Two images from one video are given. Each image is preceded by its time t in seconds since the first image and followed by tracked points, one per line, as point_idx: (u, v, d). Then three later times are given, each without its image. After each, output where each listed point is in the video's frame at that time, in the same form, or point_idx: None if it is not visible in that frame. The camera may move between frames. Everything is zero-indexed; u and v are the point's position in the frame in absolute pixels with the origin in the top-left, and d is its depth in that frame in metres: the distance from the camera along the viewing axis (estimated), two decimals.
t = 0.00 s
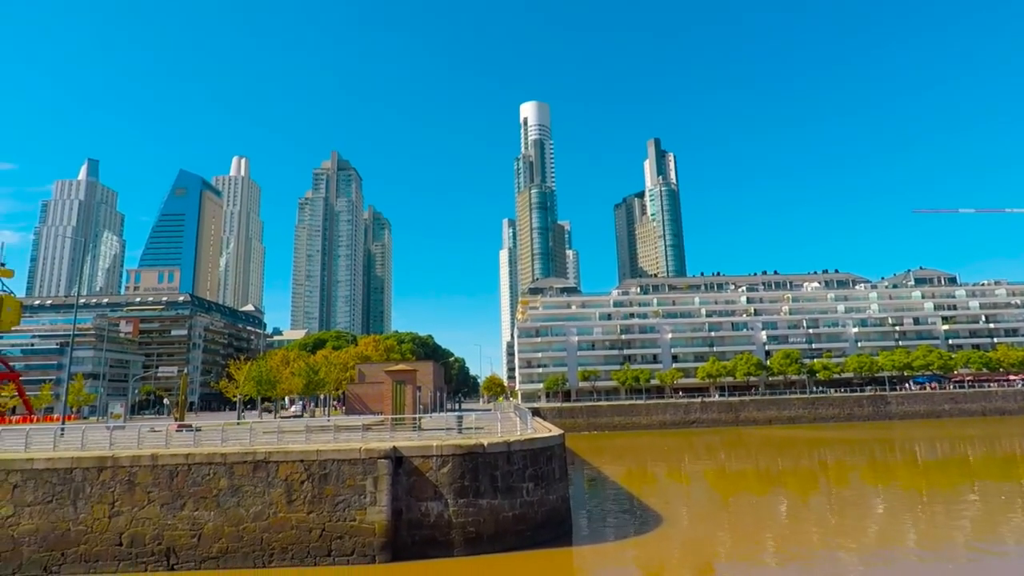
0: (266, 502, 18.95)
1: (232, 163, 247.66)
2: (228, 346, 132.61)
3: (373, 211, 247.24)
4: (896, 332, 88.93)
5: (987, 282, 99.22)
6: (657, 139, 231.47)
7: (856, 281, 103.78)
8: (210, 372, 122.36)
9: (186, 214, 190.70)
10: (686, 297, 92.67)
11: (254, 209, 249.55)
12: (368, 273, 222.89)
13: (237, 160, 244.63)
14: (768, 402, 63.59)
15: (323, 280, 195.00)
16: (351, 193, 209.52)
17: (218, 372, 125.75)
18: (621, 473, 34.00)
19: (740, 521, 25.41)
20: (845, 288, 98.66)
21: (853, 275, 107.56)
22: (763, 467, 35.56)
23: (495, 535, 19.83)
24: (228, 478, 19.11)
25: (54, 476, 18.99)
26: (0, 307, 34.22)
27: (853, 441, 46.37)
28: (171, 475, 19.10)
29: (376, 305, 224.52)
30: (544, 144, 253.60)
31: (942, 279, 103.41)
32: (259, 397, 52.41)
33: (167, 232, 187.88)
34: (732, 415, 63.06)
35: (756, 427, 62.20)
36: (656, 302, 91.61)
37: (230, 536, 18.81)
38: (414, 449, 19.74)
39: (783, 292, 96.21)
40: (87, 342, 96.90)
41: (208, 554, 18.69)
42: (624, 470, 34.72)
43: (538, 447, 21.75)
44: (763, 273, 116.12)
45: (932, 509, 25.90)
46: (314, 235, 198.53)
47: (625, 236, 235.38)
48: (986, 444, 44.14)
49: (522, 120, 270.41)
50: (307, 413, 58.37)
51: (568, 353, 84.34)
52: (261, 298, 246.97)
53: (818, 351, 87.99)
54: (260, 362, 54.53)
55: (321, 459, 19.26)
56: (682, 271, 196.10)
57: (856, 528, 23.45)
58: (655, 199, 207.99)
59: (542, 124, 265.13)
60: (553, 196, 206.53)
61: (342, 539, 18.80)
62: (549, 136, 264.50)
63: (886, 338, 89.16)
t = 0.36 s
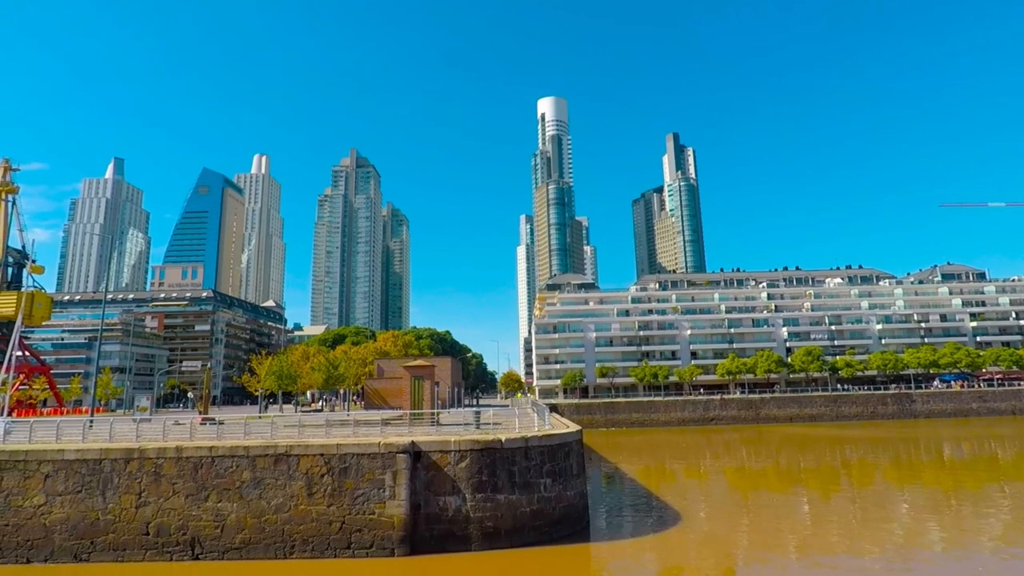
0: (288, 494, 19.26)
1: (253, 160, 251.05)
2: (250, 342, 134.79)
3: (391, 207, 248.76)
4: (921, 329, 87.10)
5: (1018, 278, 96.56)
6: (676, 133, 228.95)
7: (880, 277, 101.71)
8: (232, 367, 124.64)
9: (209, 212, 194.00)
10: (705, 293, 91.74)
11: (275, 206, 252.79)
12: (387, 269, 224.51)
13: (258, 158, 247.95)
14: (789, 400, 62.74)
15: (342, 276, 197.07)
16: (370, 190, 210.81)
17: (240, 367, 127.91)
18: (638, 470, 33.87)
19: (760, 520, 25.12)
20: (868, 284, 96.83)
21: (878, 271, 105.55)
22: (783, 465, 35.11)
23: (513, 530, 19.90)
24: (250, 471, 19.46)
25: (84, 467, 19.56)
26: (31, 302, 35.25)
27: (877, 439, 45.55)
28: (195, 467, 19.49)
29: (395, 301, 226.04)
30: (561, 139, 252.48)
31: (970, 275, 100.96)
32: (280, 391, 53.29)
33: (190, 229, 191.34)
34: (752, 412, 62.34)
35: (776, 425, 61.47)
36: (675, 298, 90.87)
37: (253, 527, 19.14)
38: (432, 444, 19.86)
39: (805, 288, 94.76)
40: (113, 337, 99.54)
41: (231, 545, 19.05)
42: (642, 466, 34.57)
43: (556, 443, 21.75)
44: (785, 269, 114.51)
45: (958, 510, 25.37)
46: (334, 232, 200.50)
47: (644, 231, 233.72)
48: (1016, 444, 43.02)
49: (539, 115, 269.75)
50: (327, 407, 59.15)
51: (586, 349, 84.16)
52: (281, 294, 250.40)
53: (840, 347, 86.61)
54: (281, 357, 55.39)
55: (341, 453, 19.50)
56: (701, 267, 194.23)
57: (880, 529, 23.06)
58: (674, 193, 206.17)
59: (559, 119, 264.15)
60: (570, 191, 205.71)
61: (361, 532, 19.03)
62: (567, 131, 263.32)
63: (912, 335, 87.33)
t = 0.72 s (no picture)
0: (309, 489, 19.51)
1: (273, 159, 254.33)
2: (272, 338, 136.82)
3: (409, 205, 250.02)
4: (949, 325, 84.72)
5: None
6: (696, 128, 226.06)
7: (906, 272, 99.48)
8: (255, 362, 126.64)
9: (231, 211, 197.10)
10: (725, 289, 90.71)
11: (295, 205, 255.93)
12: (405, 266, 225.81)
13: (279, 157, 251.07)
14: (812, 398, 61.78)
15: (361, 273, 198.77)
16: (388, 188, 212.22)
17: (263, 363, 129.96)
18: (658, 467, 33.69)
19: (781, 519, 24.81)
20: (894, 280, 94.80)
21: (904, 266, 103.21)
22: (806, 463, 34.56)
23: (532, 526, 19.93)
24: (272, 465, 19.75)
25: (113, 459, 20.05)
26: (61, 299, 36.16)
27: (903, 438, 44.66)
28: (219, 461, 19.86)
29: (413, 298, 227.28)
30: (579, 135, 251.08)
31: (1000, 270, 98.16)
32: (302, 387, 54.07)
33: (213, 228, 194.69)
34: (774, 410, 61.54)
35: (798, 423, 60.58)
36: (694, 295, 90.02)
37: (275, 521, 19.44)
38: (451, 440, 19.95)
39: (828, 284, 93.16)
40: (140, 333, 101.93)
41: (255, 537, 19.37)
42: (661, 464, 34.36)
43: (574, 440, 21.68)
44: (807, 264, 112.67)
45: (987, 511, 24.75)
46: (353, 230, 202.47)
47: (662, 227, 231.60)
48: None
49: (557, 111, 268.69)
50: (347, 402, 59.90)
51: (604, 346, 83.86)
52: (301, 291, 253.59)
53: (864, 344, 84.95)
54: (302, 353, 56.16)
55: (361, 448, 19.70)
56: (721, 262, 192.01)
57: (904, 530, 22.62)
58: (694, 189, 203.88)
59: (577, 115, 262.83)
60: (588, 187, 204.58)
61: (381, 527, 19.21)
62: (584, 127, 261.86)
63: (939, 331, 85.06)
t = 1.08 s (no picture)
0: (332, 484, 19.80)
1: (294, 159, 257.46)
2: (295, 335, 138.80)
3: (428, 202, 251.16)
4: (980, 320, 82.37)
5: None
6: (716, 121, 223.00)
7: (935, 266, 97.13)
8: (278, 359, 128.64)
9: (254, 210, 200.31)
10: (747, 285, 89.49)
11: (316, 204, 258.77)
12: (425, 263, 227.13)
13: (300, 157, 254.17)
14: (837, 395, 60.71)
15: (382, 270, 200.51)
16: (407, 186, 213.39)
17: (286, 360, 131.94)
18: (679, 465, 33.41)
19: (805, 517, 24.47)
20: (922, 274, 92.64)
21: (932, 260, 100.72)
22: (831, 461, 33.99)
23: (552, 522, 19.95)
24: (296, 460, 20.10)
25: (143, 454, 20.58)
26: (92, 298, 37.07)
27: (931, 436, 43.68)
28: (245, 456, 20.26)
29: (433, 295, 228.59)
30: (597, 130, 249.50)
31: None
32: (324, 383, 54.83)
33: (235, 227, 198.05)
34: (798, 407, 60.65)
35: (823, 420, 59.57)
36: (715, 291, 89.04)
37: (299, 515, 19.76)
38: (472, 436, 20.05)
39: (853, 279, 91.44)
40: (167, 331, 104.36)
41: (280, 530, 19.72)
42: (683, 461, 34.10)
43: (594, 437, 21.58)
44: (832, 259, 110.62)
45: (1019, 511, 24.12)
46: (373, 228, 204.34)
47: (683, 222, 229.35)
48: None
49: (575, 107, 267.50)
50: (369, 399, 60.66)
51: (624, 342, 83.40)
52: (323, 289, 256.69)
53: (891, 340, 83.25)
54: (324, 350, 56.97)
55: (383, 444, 19.92)
56: (743, 257, 189.65)
57: (933, 529, 22.18)
58: (715, 183, 201.42)
59: (595, 110, 261.34)
60: (607, 183, 203.26)
61: (403, 522, 19.41)
62: (603, 122, 260.21)
63: (970, 327, 82.78)
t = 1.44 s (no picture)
0: (355, 478, 20.06)
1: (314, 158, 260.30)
2: (317, 332, 140.64)
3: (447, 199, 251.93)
4: (1014, 313, 80.21)
5: None
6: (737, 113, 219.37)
7: (966, 258, 94.48)
8: (301, 356, 130.59)
9: (276, 209, 203.22)
10: (771, 278, 88.05)
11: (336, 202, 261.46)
12: (445, 260, 228.20)
13: (320, 155, 256.62)
14: (863, 389, 59.59)
15: (402, 267, 201.98)
16: (427, 182, 213.92)
17: (309, 357, 133.85)
18: (702, 460, 33.11)
19: (832, 515, 24.09)
20: (952, 265, 90.28)
21: (964, 251, 98.10)
22: (858, 458, 33.36)
23: (574, 517, 19.95)
24: (320, 455, 20.40)
25: (172, 449, 21.07)
26: (121, 297, 37.96)
27: (962, 432, 42.59)
28: (270, 450, 20.62)
29: (453, 291, 229.64)
30: (617, 124, 247.34)
31: None
32: (347, 379, 55.49)
33: (258, 226, 201.23)
34: (823, 402, 59.63)
35: (849, 415, 58.54)
36: (738, 284, 87.92)
37: (324, 508, 20.06)
38: (493, 431, 20.13)
39: (880, 271, 89.24)
40: (194, 329, 106.62)
41: (305, 524, 20.06)
42: (705, 457, 33.77)
43: (616, 432, 21.45)
44: (858, 251, 108.44)
45: None
46: (394, 225, 205.92)
47: (704, 216, 226.75)
48: None
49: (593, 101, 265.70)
50: (391, 394, 61.30)
51: (645, 337, 82.87)
52: (344, 286, 259.68)
53: (920, 334, 81.42)
54: (347, 347, 57.60)
55: (405, 439, 20.10)
56: (766, 250, 186.82)
57: (964, 527, 21.68)
58: (736, 175, 198.59)
59: (614, 103, 259.30)
60: (627, 177, 201.60)
61: (425, 516, 19.58)
62: (622, 116, 257.91)
63: (1003, 320, 80.62)
